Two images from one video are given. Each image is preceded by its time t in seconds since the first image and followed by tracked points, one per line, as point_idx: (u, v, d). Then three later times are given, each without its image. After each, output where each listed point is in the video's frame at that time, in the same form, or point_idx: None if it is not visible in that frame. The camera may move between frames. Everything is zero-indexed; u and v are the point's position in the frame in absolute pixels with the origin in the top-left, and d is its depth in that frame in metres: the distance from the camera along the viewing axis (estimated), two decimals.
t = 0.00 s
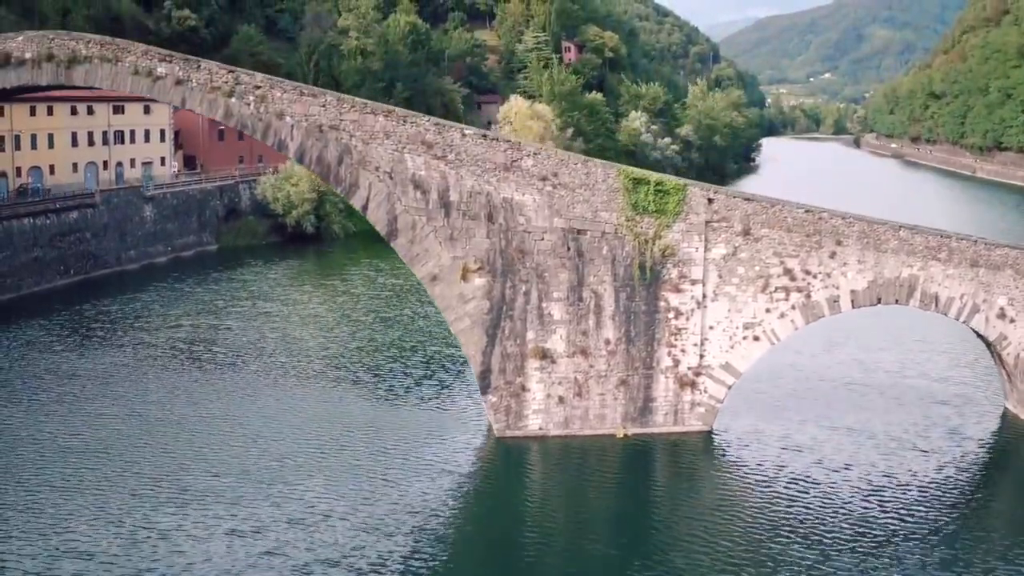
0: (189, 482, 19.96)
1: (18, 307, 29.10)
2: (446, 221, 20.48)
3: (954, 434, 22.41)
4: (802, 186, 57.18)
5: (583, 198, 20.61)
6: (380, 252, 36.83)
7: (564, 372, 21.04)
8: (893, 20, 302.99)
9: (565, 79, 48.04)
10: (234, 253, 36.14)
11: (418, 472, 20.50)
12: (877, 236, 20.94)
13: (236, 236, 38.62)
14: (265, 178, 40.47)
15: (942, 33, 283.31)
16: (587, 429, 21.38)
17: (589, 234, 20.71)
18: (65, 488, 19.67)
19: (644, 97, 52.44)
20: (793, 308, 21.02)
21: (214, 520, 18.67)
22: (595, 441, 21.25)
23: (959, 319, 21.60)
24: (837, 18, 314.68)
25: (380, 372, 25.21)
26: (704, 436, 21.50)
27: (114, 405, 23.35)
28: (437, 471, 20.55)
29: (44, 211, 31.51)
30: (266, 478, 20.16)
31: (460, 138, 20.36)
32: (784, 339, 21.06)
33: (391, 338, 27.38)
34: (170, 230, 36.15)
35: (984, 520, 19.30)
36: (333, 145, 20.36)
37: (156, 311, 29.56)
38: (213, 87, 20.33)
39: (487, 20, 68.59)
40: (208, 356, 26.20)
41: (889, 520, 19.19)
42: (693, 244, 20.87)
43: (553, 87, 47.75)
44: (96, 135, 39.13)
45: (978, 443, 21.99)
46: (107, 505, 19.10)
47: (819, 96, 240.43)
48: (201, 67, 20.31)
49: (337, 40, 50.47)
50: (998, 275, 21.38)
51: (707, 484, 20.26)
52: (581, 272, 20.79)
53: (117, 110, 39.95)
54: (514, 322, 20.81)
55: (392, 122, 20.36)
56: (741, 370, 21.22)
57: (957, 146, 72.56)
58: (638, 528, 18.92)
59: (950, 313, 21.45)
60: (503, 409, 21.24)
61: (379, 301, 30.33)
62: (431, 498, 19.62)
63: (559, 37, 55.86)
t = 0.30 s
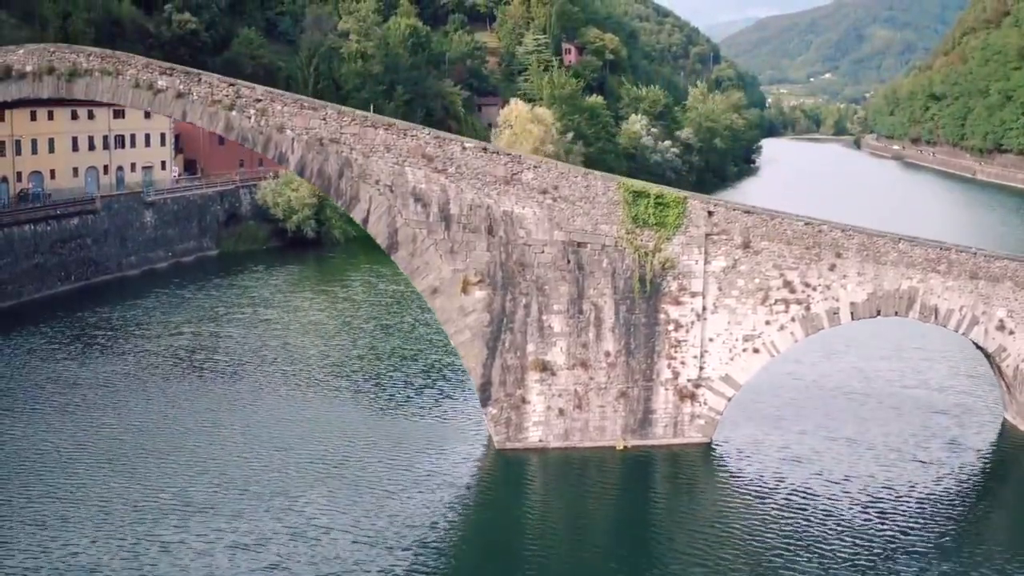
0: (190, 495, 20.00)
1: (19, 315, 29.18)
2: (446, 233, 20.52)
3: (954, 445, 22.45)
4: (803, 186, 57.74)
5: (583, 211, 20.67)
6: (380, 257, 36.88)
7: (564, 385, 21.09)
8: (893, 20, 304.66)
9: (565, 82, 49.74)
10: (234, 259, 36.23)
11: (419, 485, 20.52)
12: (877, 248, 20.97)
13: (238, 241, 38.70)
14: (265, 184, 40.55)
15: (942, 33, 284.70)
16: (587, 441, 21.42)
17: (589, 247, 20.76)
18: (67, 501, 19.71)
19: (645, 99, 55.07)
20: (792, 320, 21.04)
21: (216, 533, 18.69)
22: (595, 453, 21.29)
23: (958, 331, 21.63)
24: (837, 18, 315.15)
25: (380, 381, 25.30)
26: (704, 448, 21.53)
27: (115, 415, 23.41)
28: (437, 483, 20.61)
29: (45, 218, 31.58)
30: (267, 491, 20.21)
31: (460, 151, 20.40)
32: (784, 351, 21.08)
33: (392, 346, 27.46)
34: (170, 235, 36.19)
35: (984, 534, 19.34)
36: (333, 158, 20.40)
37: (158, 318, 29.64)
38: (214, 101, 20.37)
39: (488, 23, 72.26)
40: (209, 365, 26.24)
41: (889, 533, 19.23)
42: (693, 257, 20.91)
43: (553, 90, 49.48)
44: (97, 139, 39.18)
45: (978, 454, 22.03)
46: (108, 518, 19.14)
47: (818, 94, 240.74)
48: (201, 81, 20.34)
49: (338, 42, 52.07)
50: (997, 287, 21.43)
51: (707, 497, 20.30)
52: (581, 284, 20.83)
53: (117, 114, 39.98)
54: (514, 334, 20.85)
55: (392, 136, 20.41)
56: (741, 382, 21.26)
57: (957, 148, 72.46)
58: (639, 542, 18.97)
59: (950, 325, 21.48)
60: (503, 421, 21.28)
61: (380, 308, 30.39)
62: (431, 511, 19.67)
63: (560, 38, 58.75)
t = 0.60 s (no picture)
0: (191, 513, 20.04)
1: (20, 324, 29.23)
2: (446, 251, 20.55)
3: (953, 462, 22.46)
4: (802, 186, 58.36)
5: (583, 228, 20.71)
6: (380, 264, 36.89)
7: (564, 401, 21.15)
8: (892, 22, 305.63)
9: (565, 87, 51.28)
10: (235, 266, 36.30)
11: (420, 502, 20.58)
12: (876, 265, 20.93)
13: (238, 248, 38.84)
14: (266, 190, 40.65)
15: (943, 33, 285.75)
16: (587, 457, 21.46)
17: (589, 264, 20.80)
18: (68, 518, 19.75)
19: (645, 102, 56.87)
20: (792, 337, 21.03)
21: (217, 551, 18.72)
22: (595, 470, 21.34)
23: (957, 347, 21.54)
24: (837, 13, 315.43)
25: (381, 393, 25.37)
26: (704, 464, 21.57)
27: (117, 429, 23.47)
28: (438, 500, 20.65)
29: (45, 226, 31.62)
30: (268, 508, 20.26)
31: (460, 169, 20.43)
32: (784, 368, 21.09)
33: (393, 357, 27.54)
34: (170, 242, 36.28)
35: (982, 552, 19.36)
36: (333, 176, 20.44)
37: (159, 327, 29.71)
38: (215, 118, 20.40)
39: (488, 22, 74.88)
40: (209, 377, 26.30)
41: (888, 551, 19.26)
42: (693, 274, 20.93)
43: (554, 94, 50.81)
44: (97, 145, 39.19)
45: (977, 471, 22.01)
46: (110, 536, 19.19)
47: (820, 93, 242.20)
48: (202, 98, 20.36)
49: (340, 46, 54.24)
50: (996, 303, 21.33)
51: (706, 514, 20.36)
52: (582, 301, 20.88)
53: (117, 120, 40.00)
54: (515, 352, 20.91)
55: (392, 153, 20.44)
56: (740, 398, 21.28)
57: (957, 149, 73.01)
58: (638, 560, 19.04)
59: (949, 341, 21.40)
60: (504, 437, 21.34)
61: (381, 318, 30.44)
62: (431, 528, 19.71)
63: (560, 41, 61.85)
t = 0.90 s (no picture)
0: (194, 529, 20.04)
1: (21, 333, 29.29)
2: (446, 267, 20.61)
3: (952, 477, 22.44)
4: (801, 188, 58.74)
5: (583, 244, 20.74)
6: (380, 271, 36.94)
7: (564, 416, 21.20)
8: (893, 21, 305.87)
9: (565, 91, 51.47)
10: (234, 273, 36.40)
11: (420, 517, 20.59)
12: (875, 280, 20.87)
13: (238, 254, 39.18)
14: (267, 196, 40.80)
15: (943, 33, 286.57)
16: (586, 472, 21.50)
17: (589, 280, 20.84)
18: (69, 534, 19.75)
19: (645, 106, 57.57)
20: (792, 352, 21.00)
21: (219, 569, 18.69)
22: (595, 484, 21.37)
23: (956, 362, 21.45)
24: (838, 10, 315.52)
25: (382, 405, 25.43)
26: (704, 479, 21.60)
27: (118, 442, 23.53)
28: (438, 515, 20.67)
29: (46, 234, 31.67)
30: (270, 525, 20.24)
31: (460, 185, 20.48)
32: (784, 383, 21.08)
33: (394, 368, 27.64)
34: (170, 249, 36.43)
35: (982, 568, 19.34)
36: (334, 193, 20.48)
37: (159, 336, 29.79)
38: (216, 135, 20.43)
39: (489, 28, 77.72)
40: (210, 388, 26.35)
41: (888, 566, 19.27)
42: (693, 290, 20.94)
43: (554, 98, 50.85)
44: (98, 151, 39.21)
45: (976, 487, 21.99)
46: (112, 553, 19.14)
47: (821, 91, 242.69)
48: (202, 114, 20.40)
49: (341, 50, 55.68)
50: (995, 318, 21.19)
51: (706, 530, 20.41)
52: (581, 317, 20.92)
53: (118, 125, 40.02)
54: (515, 367, 20.97)
55: (392, 170, 20.46)
56: (740, 413, 21.29)
57: (957, 152, 73.79)
58: None
59: (948, 355, 21.32)
60: (503, 452, 21.40)
61: (381, 326, 30.55)
62: (431, 544, 19.73)
63: (560, 45, 63.96)
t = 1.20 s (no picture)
0: (194, 545, 20.02)
1: (21, 342, 29.35)
2: (446, 284, 20.66)
3: (950, 493, 22.41)
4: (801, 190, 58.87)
5: (583, 261, 20.77)
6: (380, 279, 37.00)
7: (564, 432, 21.26)
8: (894, 20, 305.88)
9: (565, 95, 51.58)
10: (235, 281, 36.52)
11: (419, 532, 20.60)
12: (874, 295, 20.75)
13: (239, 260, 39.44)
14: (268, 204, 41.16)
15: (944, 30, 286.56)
16: (586, 487, 21.52)
17: (589, 296, 20.87)
18: (70, 549, 19.76)
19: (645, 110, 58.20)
20: (791, 367, 20.94)
21: None
22: (595, 499, 21.39)
23: (955, 377, 21.29)
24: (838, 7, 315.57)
25: (382, 417, 25.47)
26: (704, 494, 21.61)
27: (119, 455, 23.58)
28: (438, 531, 20.66)
29: (47, 243, 31.71)
30: (271, 540, 20.22)
31: (460, 202, 20.51)
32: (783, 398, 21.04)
33: (395, 378, 27.75)
34: (171, 256, 36.60)
35: None
36: (334, 210, 20.51)
37: (159, 345, 29.86)
38: (216, 151, 20.46)
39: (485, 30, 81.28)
40: (210, 400, 26.41)
41: None
42: (692, 305, 20.93)
43: (554, 102, 50.96)
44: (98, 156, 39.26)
45: (975, 503, 21.96)
46: (112, 568, 19.11)
47: (820, 92, 243.03)
48: (202, 131, 20.43)
49: (344, 55, 58.07)
50: (994, 333, 21.02)
51: (705, 546, 20.44)
52: (581, 333, 20.96)
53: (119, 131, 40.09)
54: (514, 383, 21.03)
55: (392, 186, 20.49)
56: (740, 428, 21.27)
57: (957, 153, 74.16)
58: None
59: (947, 371, 21.15)
60: (503, 467, 21.44)
61: (383, 334, 30.68)
62: (429, 559, 19.73)
63: (559, 48, 67.06)
